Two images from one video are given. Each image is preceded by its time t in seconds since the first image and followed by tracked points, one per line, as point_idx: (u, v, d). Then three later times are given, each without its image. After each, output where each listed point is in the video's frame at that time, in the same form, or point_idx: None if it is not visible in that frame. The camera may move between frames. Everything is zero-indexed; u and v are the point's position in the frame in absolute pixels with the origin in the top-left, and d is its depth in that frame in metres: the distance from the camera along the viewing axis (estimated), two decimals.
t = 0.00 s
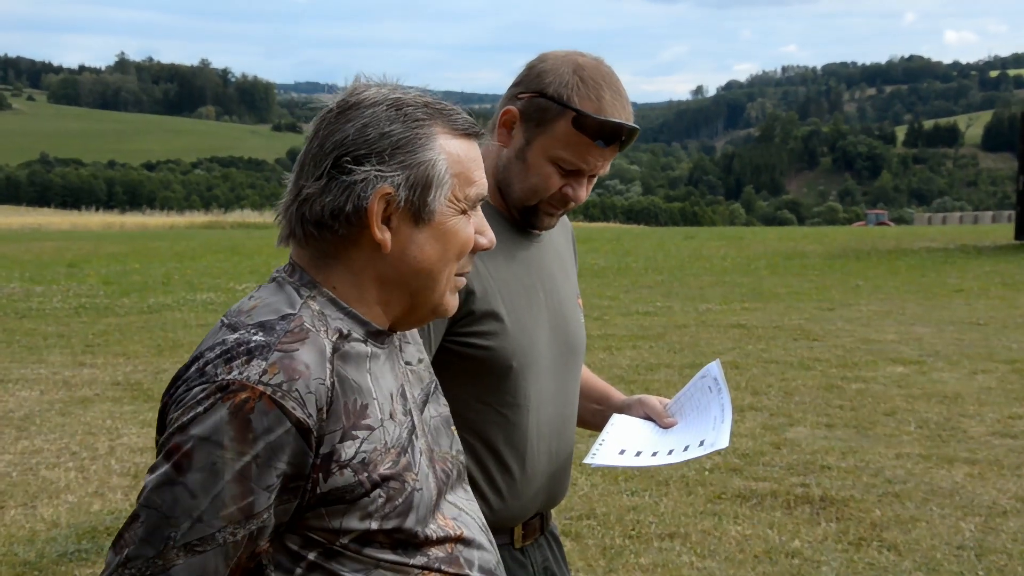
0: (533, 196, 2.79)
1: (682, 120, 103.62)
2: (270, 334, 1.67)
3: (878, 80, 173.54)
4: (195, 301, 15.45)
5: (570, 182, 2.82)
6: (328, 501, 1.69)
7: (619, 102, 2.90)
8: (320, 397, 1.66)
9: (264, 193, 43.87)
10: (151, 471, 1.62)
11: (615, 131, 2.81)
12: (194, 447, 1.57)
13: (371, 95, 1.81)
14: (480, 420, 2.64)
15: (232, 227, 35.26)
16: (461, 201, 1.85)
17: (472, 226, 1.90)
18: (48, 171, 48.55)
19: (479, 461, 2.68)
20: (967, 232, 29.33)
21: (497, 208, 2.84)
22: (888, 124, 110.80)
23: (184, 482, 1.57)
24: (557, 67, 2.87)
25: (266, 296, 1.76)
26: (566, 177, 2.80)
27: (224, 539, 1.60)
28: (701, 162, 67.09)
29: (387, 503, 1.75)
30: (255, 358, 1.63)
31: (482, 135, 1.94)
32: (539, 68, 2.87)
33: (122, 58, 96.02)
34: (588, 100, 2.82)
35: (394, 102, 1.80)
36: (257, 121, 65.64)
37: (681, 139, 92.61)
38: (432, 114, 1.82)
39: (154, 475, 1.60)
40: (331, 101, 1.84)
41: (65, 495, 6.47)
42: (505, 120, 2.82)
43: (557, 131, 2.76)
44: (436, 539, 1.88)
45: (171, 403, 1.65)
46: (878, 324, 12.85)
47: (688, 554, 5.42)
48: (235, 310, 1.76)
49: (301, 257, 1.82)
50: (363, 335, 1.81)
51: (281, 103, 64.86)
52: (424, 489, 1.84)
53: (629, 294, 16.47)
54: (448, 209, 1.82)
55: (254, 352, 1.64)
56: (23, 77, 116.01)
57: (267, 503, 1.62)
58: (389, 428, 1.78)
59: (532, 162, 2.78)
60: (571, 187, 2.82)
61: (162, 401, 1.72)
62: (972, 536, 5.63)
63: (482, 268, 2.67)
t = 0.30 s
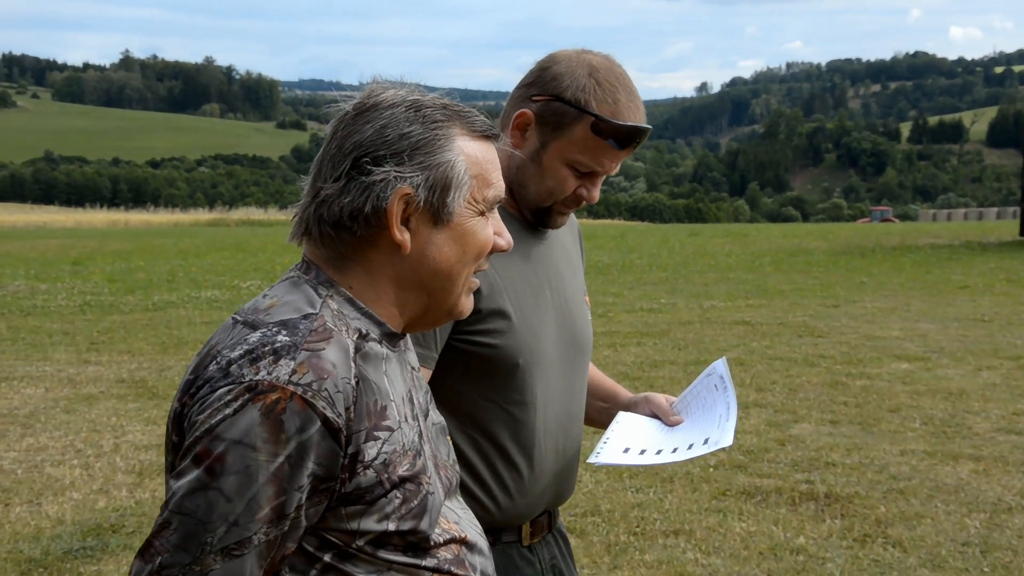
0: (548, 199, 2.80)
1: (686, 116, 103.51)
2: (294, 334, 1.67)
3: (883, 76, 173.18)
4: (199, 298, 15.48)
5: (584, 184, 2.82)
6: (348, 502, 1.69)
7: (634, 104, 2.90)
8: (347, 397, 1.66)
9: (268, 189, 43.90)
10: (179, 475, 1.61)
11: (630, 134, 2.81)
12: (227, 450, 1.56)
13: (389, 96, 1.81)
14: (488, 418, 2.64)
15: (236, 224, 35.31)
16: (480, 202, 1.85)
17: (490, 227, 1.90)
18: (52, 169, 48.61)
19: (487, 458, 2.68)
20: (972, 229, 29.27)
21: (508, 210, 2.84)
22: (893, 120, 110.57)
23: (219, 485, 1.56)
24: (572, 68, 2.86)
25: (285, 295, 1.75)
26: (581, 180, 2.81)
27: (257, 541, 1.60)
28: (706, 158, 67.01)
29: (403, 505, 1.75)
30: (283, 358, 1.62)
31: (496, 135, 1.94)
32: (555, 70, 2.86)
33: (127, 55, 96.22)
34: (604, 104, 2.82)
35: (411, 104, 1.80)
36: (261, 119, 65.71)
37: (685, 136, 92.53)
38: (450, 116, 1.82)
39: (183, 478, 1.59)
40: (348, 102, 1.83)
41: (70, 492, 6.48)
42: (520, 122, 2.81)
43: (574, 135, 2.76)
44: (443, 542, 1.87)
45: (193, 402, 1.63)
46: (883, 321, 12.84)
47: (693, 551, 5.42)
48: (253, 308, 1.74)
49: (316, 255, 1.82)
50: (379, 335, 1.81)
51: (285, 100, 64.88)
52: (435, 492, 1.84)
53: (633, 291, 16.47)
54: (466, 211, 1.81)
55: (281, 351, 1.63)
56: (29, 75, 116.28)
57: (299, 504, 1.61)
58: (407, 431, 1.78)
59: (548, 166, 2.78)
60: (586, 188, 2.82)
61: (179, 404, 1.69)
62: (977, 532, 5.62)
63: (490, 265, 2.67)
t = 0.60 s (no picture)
0: (546, 196, 2.80)
1: (682, 113, 103.54)
2: (310, 333, 1.65)
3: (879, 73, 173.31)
4: (195, 296, 15.45)
5: (582, 181, 2.83)
6: (362, 502, 1.68)
7: (632, 100, 2.90)
8: (365, 396, 1.65)
9: (264, 186, 43.84)
10: (195, 476, 1.57)
11: (629, 131, 2.81)
12: (250, 452, 1.53)
13: (388, 92, 1.81)
14: (486, 416, 2.64)
15: (232, 222, 35.26)
16: (481, 200, 1.84)
17: (491, 224, 1.90)
18: (48, 167, 48.51)
19: (486, 456, 2.68)
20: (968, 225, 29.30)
21: (504, 206, 2.83)
22: (890, 116, 110.57)
23: (242, 487, 1.53)
24: (569, 64, 2.85)
25: (292, 293, 1.74)
26: (579, 177, 2.81)
27: (280, 543, 1.57)
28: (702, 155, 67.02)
29: (412, 505, 1.75)
30: (302, 357, 1.61)
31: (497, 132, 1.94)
32: (552, 67, 2.84)
33: (122, 52, 96.13)
34: (603, 99, 2.81)
35: (413, 101, 1.79)
36: (257, 116, 65.61)
37: (681, 133, 92.52)
38: (451, 112, 1.81)
39: (202, 481, 1.55)
40: (348, 101, 1.82)
41: (65, 490, 6.47)
42: (517, 119, 2.79)
43: (573, 132, 2.75)
44: (444, 543, 1.87)
45: (208, 403, 1.60)
46: (879, 317, 12.85)
47: (689, 548, 5.43)
48: (260, 307, 1.72)
49: (318, 252, 1.81)
50: (384, 333, 1.80)
51: (281, 97, 64.75)
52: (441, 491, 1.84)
53: (629, 288, 16.47)
54: (469, 207, 1.81)
55: (299, 351, 1.62)
56: (24, 73, 116.20)
57: (320, 505, 1.59)
58: (416, 430, 1.78)
59: (546, 162, 2.78)
60: (583, 185, 2.83)
61: (186, 407, 1.65)
62: (973, 528, 5.63)
63: (487, 262, 2.66)
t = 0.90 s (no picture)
0: (544, 194, 2.78)
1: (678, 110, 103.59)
2: (302, 331, 1.64)
3: (875, 71, 173.43)
4: (191, 293, 15.41)
5: (579, 179, 2.81)
6: (361, 499, 1.67)
7: (630, 98, 2.89)
8: (361, 393, 1.64)
9: (260, 182, 43.75)
10: (192, 479, 1.56)
11: (627, 129, 2.80)
12: (245, 454, 1.52)
13: (369, 85, 1.79)
14: (483, 414, 2.62)
15: (227, 218, 35.20)
16: (469, 193, 1.83)
17: (481, 216, 1.88)
18: (43, 163, 48.38)
19: (483, 455, 2.66)
20: (963, 223, 29.30)
21: (500, 204, 2.81)
22: (885, 113, 110.67)
23: (237, 491, 1.52)
24: (567, 61, 2.83)
25: (283, 292, 1.72)
26: (576, 174, 2.80)
27: (280, 543, 1.56)
28: (698, 152, 67.04)
29: (412, 500, 1.74)
30: (295, 356, 1.59)
31: (484, 125, 1.92)
32: (550, 64, 2.83)
33: (117, 48, 95.96)
34: (602, 98, 2.81)
35: (398, 93, 1.78)
36: (254, 112, 65.48)
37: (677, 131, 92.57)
38: (437, 105, 1.80)
39: (197, 483, 1.54)
40: (333, 96, 1.80)
41: (60, 487, 6.44)
42: (516, 117, 2.77)
43: (572, 130, 2.74)
44: (445, 537, 1.86)
45: (199, 407, 1.59)
46: (875, 315, 12.86)
47: (684, 545, 5.42)
48: (251, 306, 1.70)
49: (307, 250, 1.79)
50: (376, 330, 1.79)
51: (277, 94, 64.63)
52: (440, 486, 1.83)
53: (625, 285, 16.47)
54: (456, 201, 1.80)
55: (292, 350, 1.60)
56: (19, 69, 115.95)
57: (318, 504, 1.58)
58: (413, 425, 1.77)
59: (544, 160, 2.76)
60: (581, 183, 2.81)
61: (179, 410, 1.63)
62: (968, 526, 5.63)
63: (484, 260, 2.64)
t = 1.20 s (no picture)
0: (552, 198, 2.78)
1: (682, 114, 103.57)
2: (290, 332, 1.64)
3: (878, 74, 173.38)
4: (195, 295, 15.43)
5: (587, 183, 2.82)
6: (356, 498, 1.67)
7: (637, 102, 2.90)
8: (351, 391, 1.64)
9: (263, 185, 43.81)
10: (182, 479, 1.56)
11: (634, 132, 2.81)
12: (232, 451, 1.52)
13: (358, 87, 1.80)
14: (487, 418, 2.62)
15: (231, 221, 35.24)
16: (458, 194, 1.83)
17: (471, 216, 1.89)
18: (48, 165, 48.48)
19: (487, 459, 2.66)
20: (967, 226, 29.27)
21: (506, 208, 2.80)
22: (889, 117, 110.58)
23: (225, 489, 1.52)
24: (574, 66, 2.83)
25: (273, 294, 1.72)
26: (584, 178, 2.80)
27: (269, 543, 1.56)
28: (702, 156, 67.04)
29: (411, 497, 1.74)
30: (283, 355, 1.60)
31: (476, 128, 1.92)
32: (557, 68, 2.83)
33: (122, 51, 96.24)
34: (609, 102, 2.81)
35: (385, 93, 1.78)
36: (258, 114, 65.57)
37: (681, 134, 92.60)
38: (426, 106, 1.80)
39: (187, 483, 1.54)
40: (322, 98, 1.81)
41: (64, 489, 6.45)
42: (523, 123, 2.77)
43: (579, 135, 2.75)
44: (451, 531, 1.87)
45: (191, 411, 1.59)
46: (879, 319, 12.85)
47: (688, 550, 5.42)
48: (242, 310, 1.71)
49: (297, 252, 1.79)
50: (370, 331, 1.79)
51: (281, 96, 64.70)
52: (441, 484, 1.83)
53: (629, 288, 16.47)
54: (445, 202, 1.80)
55: (280, 350, 1.61)
56: (23, 72, 116.22)
57: (310, 502, 1.58)
58: (408, 424, 1.77)
59: (552, 165, 2.76)
60: (589, 187, 2.82)
61: (173, 416, 1.65)
62: (973, 531, 5.61)
63: (489, 263, 2.64)
